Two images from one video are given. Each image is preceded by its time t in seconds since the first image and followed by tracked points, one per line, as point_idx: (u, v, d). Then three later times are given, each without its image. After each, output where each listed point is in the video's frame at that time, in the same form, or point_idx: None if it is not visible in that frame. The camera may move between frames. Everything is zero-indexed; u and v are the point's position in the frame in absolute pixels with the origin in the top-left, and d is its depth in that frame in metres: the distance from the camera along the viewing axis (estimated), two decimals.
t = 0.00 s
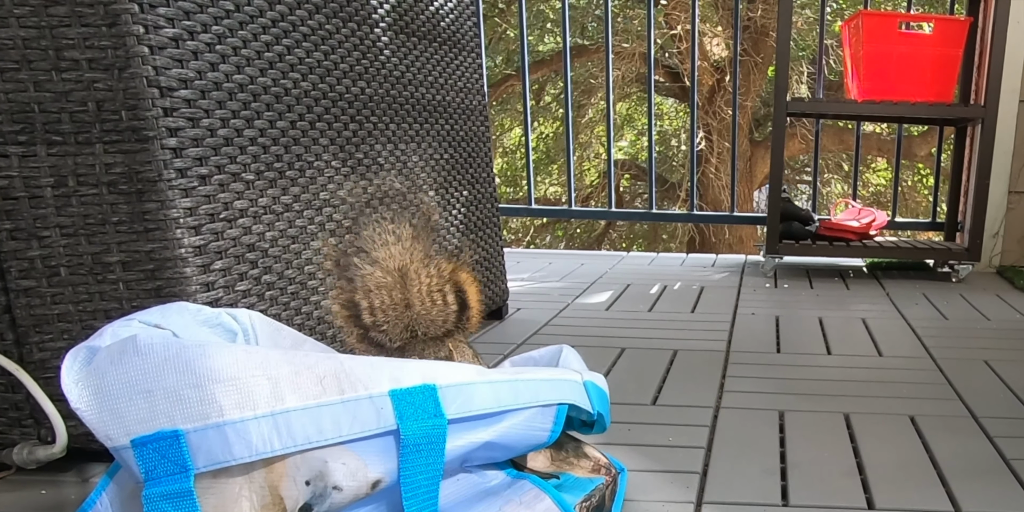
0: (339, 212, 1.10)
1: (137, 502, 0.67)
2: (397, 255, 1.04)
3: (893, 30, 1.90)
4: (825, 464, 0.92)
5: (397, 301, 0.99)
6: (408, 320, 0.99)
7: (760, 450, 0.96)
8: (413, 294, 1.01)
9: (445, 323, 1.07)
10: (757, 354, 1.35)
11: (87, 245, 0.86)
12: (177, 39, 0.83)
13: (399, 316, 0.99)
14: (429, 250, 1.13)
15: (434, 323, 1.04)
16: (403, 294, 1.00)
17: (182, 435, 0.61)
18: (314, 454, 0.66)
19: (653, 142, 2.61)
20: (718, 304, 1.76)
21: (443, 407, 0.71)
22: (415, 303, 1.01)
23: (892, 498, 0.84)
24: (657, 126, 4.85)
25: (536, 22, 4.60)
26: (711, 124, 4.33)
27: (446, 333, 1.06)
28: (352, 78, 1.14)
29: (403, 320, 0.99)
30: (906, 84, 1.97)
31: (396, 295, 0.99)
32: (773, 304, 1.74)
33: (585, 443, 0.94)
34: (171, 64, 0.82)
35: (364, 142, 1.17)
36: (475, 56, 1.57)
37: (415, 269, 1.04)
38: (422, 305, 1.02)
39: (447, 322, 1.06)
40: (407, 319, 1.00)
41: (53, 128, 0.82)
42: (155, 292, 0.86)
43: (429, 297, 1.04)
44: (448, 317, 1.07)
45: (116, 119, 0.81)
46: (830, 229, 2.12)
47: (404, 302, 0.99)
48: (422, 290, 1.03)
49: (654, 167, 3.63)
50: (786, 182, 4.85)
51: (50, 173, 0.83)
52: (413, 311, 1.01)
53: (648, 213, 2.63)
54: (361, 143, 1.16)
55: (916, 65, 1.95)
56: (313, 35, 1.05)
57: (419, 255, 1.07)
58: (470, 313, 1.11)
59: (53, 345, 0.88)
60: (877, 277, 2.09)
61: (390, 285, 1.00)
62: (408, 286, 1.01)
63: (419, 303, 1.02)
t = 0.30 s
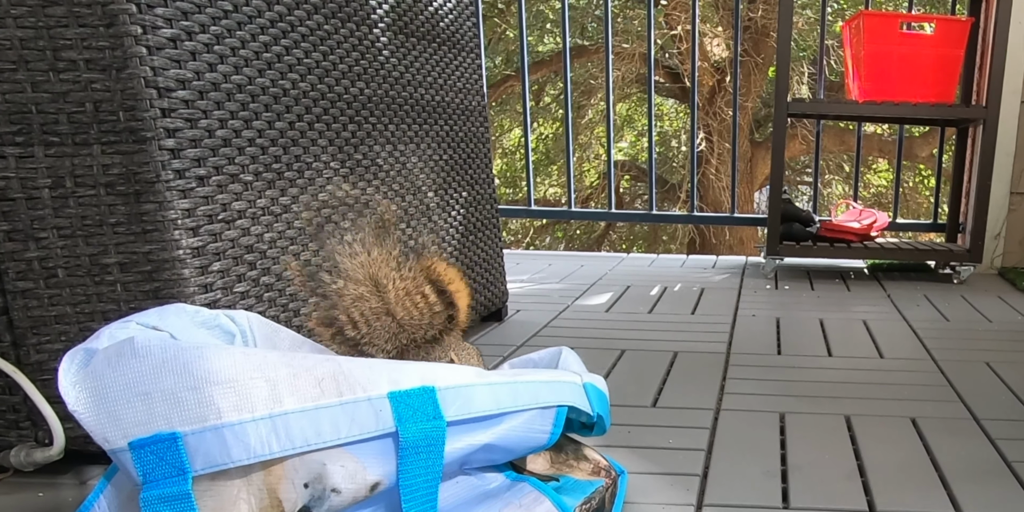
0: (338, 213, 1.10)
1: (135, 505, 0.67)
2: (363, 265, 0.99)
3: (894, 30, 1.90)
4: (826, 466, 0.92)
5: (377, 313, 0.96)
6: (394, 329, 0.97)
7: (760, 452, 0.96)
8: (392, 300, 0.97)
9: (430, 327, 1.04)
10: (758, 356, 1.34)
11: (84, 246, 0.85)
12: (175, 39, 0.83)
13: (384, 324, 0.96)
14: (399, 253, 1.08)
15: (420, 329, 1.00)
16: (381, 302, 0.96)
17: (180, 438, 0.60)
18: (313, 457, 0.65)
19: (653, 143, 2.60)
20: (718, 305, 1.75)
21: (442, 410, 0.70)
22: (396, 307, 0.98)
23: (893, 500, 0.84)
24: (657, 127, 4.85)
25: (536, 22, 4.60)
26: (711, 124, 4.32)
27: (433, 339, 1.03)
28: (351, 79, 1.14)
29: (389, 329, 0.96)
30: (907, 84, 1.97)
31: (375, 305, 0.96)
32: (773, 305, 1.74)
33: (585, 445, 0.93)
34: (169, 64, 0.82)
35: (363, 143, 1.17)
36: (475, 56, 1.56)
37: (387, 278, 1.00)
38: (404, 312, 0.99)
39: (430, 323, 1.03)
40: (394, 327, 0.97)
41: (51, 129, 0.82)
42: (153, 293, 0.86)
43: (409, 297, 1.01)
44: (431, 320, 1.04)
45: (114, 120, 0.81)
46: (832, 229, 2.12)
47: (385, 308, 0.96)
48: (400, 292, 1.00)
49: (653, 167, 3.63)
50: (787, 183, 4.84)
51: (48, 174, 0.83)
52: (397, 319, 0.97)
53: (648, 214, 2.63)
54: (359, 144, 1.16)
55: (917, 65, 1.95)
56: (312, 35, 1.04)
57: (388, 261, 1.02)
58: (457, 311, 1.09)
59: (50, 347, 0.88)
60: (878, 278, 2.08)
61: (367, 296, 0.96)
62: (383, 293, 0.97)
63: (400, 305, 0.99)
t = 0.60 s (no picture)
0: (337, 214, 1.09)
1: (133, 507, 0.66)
2: (358, 275, 0.99)
3: (895, 31, 1.89)
4: (827, 468, 0.91)
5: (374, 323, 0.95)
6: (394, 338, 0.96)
7: (761, 455, 0.95)
8: (388, 309, 0.97)
9: (426, 337, 1.00)
10: (758, 358, 1.34)
11: (82, 247, 0.85)
12: (173, 40, 0.82)
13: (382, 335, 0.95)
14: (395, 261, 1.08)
15: (418, 339, 0.99)
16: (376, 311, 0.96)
17: (178, 440, 0.60)
18: (311, 459, 0.65)
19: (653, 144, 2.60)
20: (719, 307, 1.75)
21: (441, 412, 0.69)
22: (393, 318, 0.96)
23: (894, 503, 0.83)
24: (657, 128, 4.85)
25: (536, 22, 4.60)
26: (711, 125, 4.32)
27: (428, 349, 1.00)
28: (350, 80, 1.14)
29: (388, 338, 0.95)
30: (908, 85, 1.96)
31: (372, 316, 0.95)
32: (774, 307, 1.73)
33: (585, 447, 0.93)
34: (168, 65, 0.82)
35: (361, 144, 1.16)
36: (474, 56, 1.56)
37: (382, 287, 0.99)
38: (402, 321, 0.98)
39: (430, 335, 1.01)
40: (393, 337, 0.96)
41: (48, 130, 0.81)
42: (151, 295, 0.85)
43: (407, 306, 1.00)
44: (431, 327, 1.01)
45: (112, 121, 0.80)
46: (834, 230, 2.12)
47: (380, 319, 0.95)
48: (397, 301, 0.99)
49: (653, 169, 3.63)
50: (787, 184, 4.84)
51: (45, 176, 0.83)
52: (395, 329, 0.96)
53: (648, 215, 2.62)
54: (358, 145, 1.16)
55: (919, 66, 1.94)
56: (311, 36, 1.04)
57: (383, 270, 1.02)
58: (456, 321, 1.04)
59: (47, 349, 0.88)
60: (879, 280, 2.08)
61: (363, 306, 0.96)
62: (379, 303, 0.97)
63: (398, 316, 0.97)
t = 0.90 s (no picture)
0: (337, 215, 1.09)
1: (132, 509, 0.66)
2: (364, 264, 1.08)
3: (897, 31, 1.89)
4: (827, 471, 0.91)
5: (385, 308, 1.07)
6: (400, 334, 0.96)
7: (761, 457, 0.95)
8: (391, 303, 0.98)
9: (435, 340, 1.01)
10: (759, 360, 1.34)
11: (80, 248, 0.84)
12: (172, 40, 0.82)
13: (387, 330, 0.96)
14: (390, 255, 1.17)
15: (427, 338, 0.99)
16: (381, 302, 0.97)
17: (178, 440, 0.59)
18: (311, 460, 0.64)
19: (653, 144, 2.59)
20: (719, 308, 1.75)
21: (442, 415, 0.69)
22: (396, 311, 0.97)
23: (895, 505, 0.83)
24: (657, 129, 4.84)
25: (536, 23, 4.60)
26: (711, 127, 4.31)
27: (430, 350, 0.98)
28: (349, 80, 1.13)
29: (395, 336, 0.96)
30: (909, 86, 1.96)
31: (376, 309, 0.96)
32: (776, 309, 1.73)
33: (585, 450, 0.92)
34: (166, 65, 0.81)
35: (360, 145, 1.16)
36: (473, 57, 1.56)
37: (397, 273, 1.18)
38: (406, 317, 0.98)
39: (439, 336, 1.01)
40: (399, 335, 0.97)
41: (45, 131, 0.81)
42: (149, 296, 0.85)
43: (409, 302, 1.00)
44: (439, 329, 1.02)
45: (109, 122, 0.80)
46: (835, 232, 2.11)
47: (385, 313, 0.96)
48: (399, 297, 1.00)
49: (653, 170, 3.62)
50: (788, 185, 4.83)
51: (42, 176, 0.82)
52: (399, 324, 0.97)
53: (648, 216, 2.61)
54: (357, 146, 1.15)
55: (920, 66, 1.94)
56: (310, 36, 1.04)
57: (384, 260, 1.13)
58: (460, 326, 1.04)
59: (44, 351, 0.87)
60: (880, 281, 2.08)
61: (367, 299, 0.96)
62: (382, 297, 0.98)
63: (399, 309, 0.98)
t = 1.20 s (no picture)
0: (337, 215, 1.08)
1: None
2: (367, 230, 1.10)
3: (898, 32, 1.89)
4: (828, 473, 0.90)
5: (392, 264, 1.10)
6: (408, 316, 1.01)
7: (762, 459, 0.95)
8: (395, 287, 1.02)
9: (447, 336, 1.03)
10: (760, 362, 1.33)
11: (77, 250, 0.84)
12: (169, 41, 0.81)
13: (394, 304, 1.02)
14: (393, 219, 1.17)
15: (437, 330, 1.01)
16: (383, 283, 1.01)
17: (172, 445, 0.59)
18: (307, 464, 0.64)
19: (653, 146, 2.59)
20: (719, 310, 1.74)
21: (437, 414, 0.68)
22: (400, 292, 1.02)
23: (896, 508, 0.83)
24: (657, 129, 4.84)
25: (536, 23, 4.60)
26: (712, 127, 4.32)
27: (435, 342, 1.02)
28: (348, 81, 1.13)
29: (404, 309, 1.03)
30: (911, 87, 1.95)
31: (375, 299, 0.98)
32: (777, 310, 1.73)
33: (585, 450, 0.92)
34: (164, 66, 0.81)
35: (359, 145, 1.16)
36: (473, 57, 1.55)
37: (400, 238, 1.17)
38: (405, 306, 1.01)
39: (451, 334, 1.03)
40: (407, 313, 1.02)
41: (43, 132, 0.81)
42: (146, 298, 0.84)
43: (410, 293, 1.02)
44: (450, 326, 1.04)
45: (107, 123, 0.79)
46: (835, 234, 2.10)
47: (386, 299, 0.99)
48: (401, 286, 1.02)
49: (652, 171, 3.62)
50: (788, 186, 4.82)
51: (40, 178, 0.82)
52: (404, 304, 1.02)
53: (648, 218, 2.60)
54: (356, 147, 1.15)
55: (921, 68, 1.94)
56: (309, 37, 1.03)
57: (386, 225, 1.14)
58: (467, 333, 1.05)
59: (41, 353, 0.87)
60: (881, 283, 2.07)
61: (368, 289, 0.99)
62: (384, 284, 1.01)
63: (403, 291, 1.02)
